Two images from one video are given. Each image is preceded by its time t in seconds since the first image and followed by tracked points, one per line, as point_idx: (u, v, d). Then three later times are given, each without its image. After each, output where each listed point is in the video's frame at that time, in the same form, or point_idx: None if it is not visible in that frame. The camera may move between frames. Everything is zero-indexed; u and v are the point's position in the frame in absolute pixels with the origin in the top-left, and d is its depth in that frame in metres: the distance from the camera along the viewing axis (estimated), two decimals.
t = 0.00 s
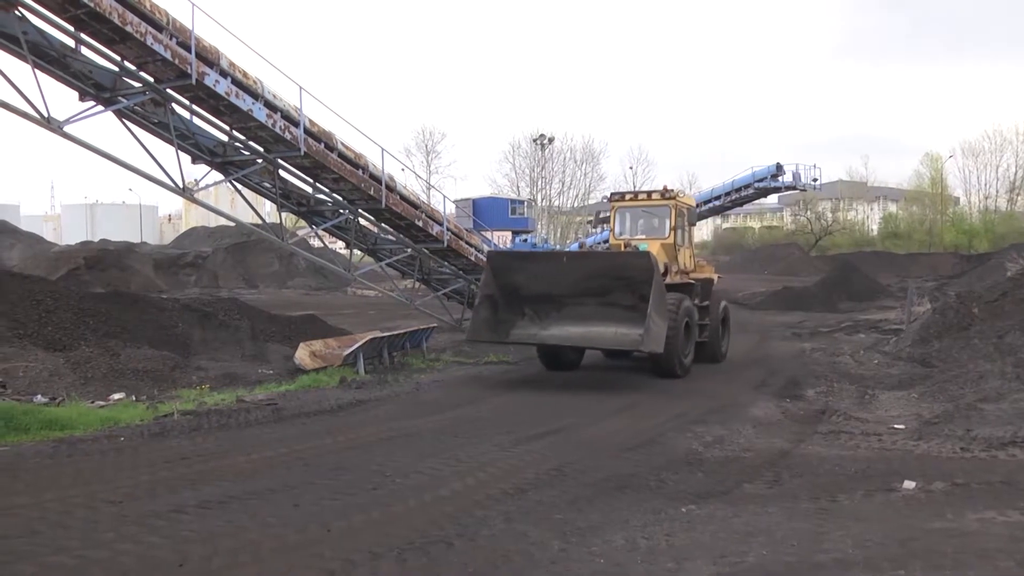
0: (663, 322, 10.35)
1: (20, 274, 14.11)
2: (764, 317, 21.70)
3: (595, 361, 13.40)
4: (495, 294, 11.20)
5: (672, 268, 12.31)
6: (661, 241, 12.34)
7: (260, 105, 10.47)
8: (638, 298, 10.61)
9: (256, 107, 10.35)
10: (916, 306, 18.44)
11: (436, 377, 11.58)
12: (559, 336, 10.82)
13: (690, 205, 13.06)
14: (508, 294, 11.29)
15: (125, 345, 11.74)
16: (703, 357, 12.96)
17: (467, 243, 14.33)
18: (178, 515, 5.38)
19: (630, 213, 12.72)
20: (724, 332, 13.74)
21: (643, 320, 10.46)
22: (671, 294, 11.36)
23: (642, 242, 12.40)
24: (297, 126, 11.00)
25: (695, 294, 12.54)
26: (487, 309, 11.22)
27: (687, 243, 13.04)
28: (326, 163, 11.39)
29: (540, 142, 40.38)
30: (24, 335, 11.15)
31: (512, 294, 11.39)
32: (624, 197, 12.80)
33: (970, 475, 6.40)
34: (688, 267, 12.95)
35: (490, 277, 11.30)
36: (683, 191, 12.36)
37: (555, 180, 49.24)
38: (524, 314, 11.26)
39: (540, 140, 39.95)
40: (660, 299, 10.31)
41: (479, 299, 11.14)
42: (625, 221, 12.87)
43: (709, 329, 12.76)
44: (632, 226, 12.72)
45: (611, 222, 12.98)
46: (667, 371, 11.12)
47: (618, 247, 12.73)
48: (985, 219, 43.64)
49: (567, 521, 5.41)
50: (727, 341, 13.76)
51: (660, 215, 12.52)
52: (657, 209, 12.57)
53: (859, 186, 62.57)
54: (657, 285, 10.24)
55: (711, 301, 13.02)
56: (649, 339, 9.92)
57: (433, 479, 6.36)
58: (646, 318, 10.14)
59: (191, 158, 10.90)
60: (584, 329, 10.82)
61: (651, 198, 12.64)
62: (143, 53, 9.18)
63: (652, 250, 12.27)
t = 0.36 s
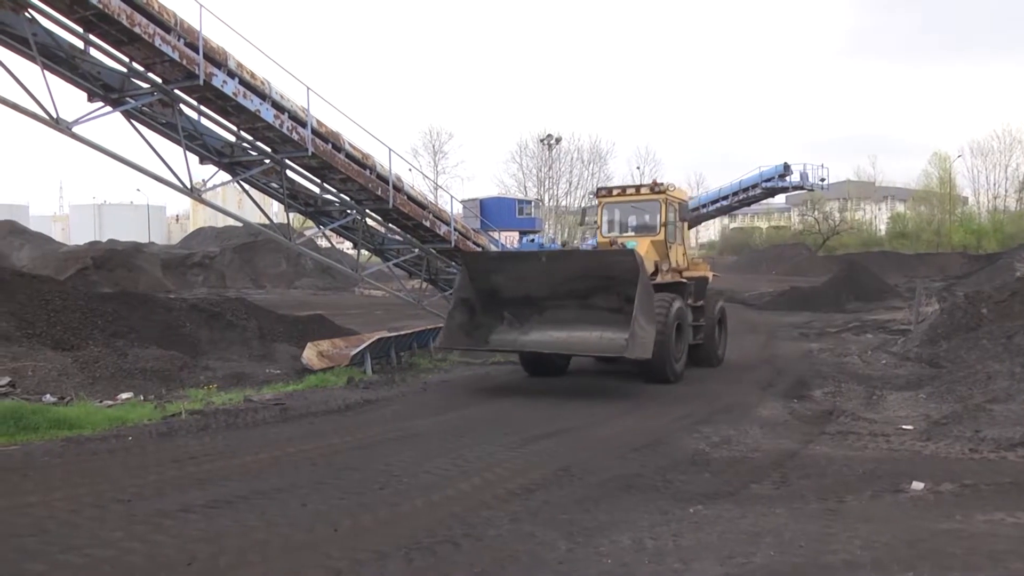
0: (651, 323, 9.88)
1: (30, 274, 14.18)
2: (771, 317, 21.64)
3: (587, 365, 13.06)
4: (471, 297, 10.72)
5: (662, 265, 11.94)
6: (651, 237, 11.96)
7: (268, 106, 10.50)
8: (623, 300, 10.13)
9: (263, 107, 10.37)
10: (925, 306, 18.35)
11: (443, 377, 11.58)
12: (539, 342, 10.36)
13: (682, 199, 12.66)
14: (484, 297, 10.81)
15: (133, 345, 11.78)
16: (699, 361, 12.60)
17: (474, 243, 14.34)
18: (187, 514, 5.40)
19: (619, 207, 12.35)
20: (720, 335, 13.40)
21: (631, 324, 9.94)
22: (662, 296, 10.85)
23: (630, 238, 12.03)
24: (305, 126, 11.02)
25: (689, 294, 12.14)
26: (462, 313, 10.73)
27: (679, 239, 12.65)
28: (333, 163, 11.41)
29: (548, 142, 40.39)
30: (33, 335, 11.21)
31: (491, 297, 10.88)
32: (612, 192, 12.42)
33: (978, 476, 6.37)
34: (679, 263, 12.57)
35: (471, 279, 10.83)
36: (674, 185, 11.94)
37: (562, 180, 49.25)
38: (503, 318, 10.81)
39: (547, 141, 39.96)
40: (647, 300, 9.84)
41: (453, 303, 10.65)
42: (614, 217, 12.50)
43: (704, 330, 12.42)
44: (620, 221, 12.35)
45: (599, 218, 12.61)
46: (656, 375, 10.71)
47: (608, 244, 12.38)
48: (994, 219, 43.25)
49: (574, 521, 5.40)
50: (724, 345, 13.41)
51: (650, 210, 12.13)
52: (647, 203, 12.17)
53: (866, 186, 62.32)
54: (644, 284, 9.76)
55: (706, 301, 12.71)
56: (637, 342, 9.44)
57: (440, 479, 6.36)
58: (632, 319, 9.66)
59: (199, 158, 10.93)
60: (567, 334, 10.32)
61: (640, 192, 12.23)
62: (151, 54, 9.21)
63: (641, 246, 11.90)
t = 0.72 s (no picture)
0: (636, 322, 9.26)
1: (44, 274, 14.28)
2: (783, 318, 21.55)
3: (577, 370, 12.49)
4: (445, 298, 10.04)
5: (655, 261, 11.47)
6: (643, 232, 11.49)
7: (279, 107, 10.54)
8: (607, 298, 9.49)
9: (275, 108, 10.41)
10: (938, 306, 18.23)
11: (454, 377, 11.59)
12: (519, 344, 9.71)
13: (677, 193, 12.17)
14: (459, 298, 10.13)
15: (145, 345, 11.85)
16: (698, 365, 11.99)
17: (485, 242, 14.35)
18: (199, 513, 5.42)
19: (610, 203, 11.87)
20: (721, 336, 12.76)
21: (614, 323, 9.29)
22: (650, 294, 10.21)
23: (621, 234, 11.59)
24: (316, 127, 11.05)
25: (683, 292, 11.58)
26: (436, 315, 10.05)
27: (675, 235, 12.15)
28: (345, 163, 11.44)
29: (558, 142, 40.37)
30: (47, 335, 11.29)
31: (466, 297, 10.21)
32: (602, 186, 12.00)
33: (992, 477, 6.32)
34: (675, 260, 12.08)
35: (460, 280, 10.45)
36: (667, 177, 11.46)
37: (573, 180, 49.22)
38: (481, 320, 10.12)
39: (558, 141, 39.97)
40: (631, 297, 9.23)
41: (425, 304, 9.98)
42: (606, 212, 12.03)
43: (702, 332, 11.81)
44: (611, 217, 11.92)
45: (589, 214, 12.15)
46: (645, 379, 10.14)
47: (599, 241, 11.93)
48: (1008, 219, 42.87)
49: (586, 522, 5.39)
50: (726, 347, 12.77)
51: (642, 204, 11.61)
52: (638, 198, 11.68)
53: (878, 186, 61.99)
54: (627, 280, 9.15)
55: (705, 302, 12.11)
56: (618, 344, 8.83)
57: (452, 479, 6.36)
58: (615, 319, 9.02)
59: (210, 159, 10.98)
60: (549, 336, 9.70)
61: (631, 186, 11.72)
62: (164, 55, 9.26)
63: (633, 242, 11.45)
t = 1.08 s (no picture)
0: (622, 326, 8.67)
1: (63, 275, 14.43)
2: (799, 319, 21.41)
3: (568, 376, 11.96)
4: (421, 301, 9.63)
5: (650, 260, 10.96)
6: (636, 229, 10.98)
7: (295, 108, 10.59)
8: (591, 299, 9.02)
9: (292, 110, 10.46)
10: (956, 307, 18.06)
11: (469, 378, 11.61)
12: (499, 351, 9.26)
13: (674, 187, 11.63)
14: (436, 301, 9.73)
15: (162, 345, 11.95)
16: (698, 371, 11.43)
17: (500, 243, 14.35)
18: (216, 512, 5.45)
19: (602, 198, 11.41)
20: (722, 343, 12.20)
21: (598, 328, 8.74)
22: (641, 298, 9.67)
23: (614, 231, 11.09)
24: (332, 128, 11.10)
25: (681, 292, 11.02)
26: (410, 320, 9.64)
27: (672, 232, 11.61)
28: (361, 164, 11.48)
29: (573, 143, 40.31)
30: (66, 335, 11.41)
31: (443, 300, 9.78)
32: (593, 182, 11.51)
33: (1012, 481, 6.25)
34: (672, 259, 11.55)
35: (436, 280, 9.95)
36: (661, 171, 10.95)
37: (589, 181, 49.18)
38: (458, 325, 9.70)
39: (573, 141, 39.90)
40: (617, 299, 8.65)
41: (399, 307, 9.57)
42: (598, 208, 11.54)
43: (702, 335, 11.30)
44: (603, 213, 11.43)
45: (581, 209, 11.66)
46: (638, 388, 9.57)
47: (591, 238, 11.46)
48: None
49: (601, 523, 5.38)
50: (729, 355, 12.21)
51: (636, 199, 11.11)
52: (632, 192, 11.15)
53: (896, 186, 61.49)
54: (611, 281, 8.54)
55: (707, 303, 11.65)
56: (600, 349, 8.25)
57: (467, 479, 6.37)
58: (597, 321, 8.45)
59: (227, 160, 11.05)
60: (530, 341, 9.23)
61: (625, 180, 11.20)
62: (181, 57, 9.33)
63: (626, 240, 10.94)
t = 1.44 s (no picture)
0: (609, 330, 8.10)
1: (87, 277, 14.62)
2: (820, 321, 21.24)
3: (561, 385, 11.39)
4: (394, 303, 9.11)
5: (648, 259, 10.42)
6: (632, 227, 10.44)
7: (316, 111, 10.65)
8: (574, 301, 8.37)
9: (312, 113, 10.53)
10: (980, 309, 17.84)
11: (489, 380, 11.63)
12: (476, 357, 8.64)
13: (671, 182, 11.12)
14: (410, 303, 9.18)
15: (183, 346, 12.08)
16: (698, 377, 10.98)
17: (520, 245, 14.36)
18: (236, 512, 5.49)
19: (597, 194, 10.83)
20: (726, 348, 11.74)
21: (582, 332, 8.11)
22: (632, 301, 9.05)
23: (609, 229, 10.54)
24: (352, 131, 11.15)
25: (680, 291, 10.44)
26: (383, 323, 9.12)
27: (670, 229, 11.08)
28: (380, 166, 11.53)
29: (591, 145, 40.28)
30: (88, 336, 11.55)
31: (419, 303, 9.21)
32: (586, 176, 10.95)
33: None
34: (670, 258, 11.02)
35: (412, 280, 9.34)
36: (659, 165, 10.43)
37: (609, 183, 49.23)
38: (434, 329, 9.13)
39: (591, 143, 39.86)
40: (603, 301, 8.08)
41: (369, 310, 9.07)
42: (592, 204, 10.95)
43: (703, 340, 10.85)
44: (598, 210, 10.88)
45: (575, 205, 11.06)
46: (629, 397, 8.98)
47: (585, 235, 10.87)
48: None
49: (620, 526, 5.36)
50: (733, 360, 11.74)
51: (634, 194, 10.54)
52: (629, 187, 10.58)
53: (917, 188, 60.89)
54: (592, 280, 7.96)
55: (710, 306, 11.23)
56: (582, 356, 7.64)
57: (486, 481, 6.36)
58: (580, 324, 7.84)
59: (247, 163, 11.14)
60: (509, 346, 8.60)
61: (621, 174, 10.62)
62: (202, 61, 9.42)
63: (622, 237, 10.40)
